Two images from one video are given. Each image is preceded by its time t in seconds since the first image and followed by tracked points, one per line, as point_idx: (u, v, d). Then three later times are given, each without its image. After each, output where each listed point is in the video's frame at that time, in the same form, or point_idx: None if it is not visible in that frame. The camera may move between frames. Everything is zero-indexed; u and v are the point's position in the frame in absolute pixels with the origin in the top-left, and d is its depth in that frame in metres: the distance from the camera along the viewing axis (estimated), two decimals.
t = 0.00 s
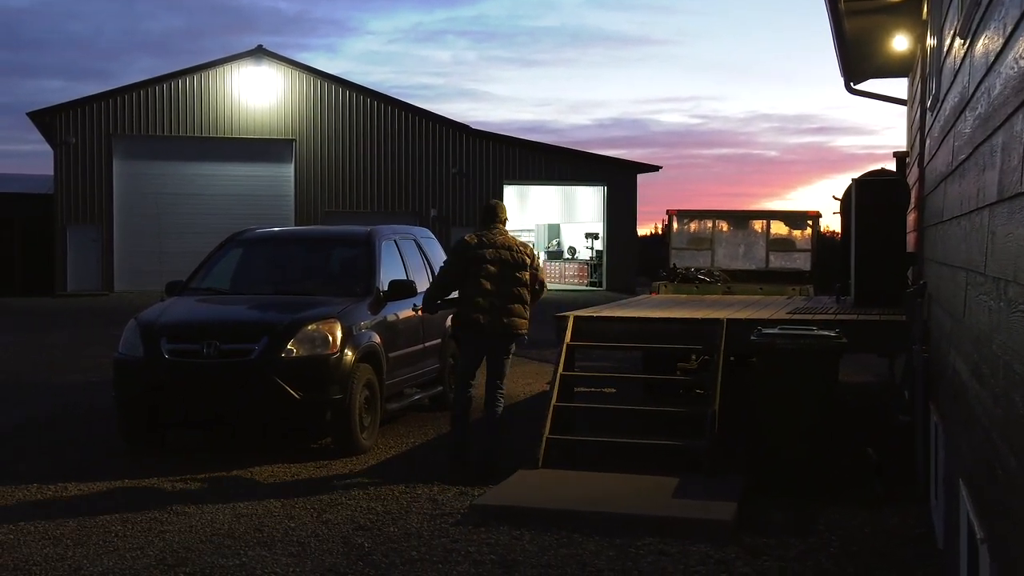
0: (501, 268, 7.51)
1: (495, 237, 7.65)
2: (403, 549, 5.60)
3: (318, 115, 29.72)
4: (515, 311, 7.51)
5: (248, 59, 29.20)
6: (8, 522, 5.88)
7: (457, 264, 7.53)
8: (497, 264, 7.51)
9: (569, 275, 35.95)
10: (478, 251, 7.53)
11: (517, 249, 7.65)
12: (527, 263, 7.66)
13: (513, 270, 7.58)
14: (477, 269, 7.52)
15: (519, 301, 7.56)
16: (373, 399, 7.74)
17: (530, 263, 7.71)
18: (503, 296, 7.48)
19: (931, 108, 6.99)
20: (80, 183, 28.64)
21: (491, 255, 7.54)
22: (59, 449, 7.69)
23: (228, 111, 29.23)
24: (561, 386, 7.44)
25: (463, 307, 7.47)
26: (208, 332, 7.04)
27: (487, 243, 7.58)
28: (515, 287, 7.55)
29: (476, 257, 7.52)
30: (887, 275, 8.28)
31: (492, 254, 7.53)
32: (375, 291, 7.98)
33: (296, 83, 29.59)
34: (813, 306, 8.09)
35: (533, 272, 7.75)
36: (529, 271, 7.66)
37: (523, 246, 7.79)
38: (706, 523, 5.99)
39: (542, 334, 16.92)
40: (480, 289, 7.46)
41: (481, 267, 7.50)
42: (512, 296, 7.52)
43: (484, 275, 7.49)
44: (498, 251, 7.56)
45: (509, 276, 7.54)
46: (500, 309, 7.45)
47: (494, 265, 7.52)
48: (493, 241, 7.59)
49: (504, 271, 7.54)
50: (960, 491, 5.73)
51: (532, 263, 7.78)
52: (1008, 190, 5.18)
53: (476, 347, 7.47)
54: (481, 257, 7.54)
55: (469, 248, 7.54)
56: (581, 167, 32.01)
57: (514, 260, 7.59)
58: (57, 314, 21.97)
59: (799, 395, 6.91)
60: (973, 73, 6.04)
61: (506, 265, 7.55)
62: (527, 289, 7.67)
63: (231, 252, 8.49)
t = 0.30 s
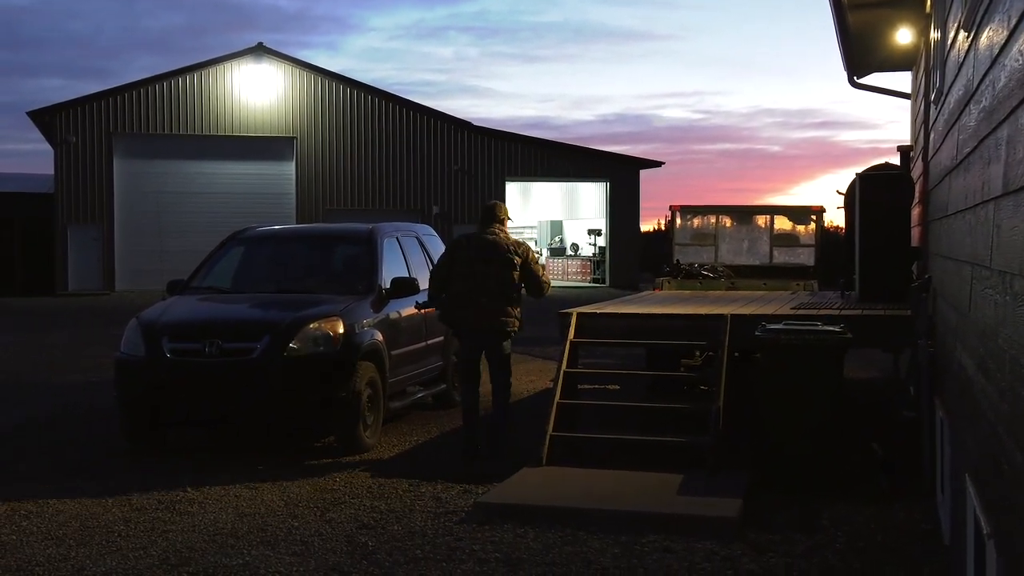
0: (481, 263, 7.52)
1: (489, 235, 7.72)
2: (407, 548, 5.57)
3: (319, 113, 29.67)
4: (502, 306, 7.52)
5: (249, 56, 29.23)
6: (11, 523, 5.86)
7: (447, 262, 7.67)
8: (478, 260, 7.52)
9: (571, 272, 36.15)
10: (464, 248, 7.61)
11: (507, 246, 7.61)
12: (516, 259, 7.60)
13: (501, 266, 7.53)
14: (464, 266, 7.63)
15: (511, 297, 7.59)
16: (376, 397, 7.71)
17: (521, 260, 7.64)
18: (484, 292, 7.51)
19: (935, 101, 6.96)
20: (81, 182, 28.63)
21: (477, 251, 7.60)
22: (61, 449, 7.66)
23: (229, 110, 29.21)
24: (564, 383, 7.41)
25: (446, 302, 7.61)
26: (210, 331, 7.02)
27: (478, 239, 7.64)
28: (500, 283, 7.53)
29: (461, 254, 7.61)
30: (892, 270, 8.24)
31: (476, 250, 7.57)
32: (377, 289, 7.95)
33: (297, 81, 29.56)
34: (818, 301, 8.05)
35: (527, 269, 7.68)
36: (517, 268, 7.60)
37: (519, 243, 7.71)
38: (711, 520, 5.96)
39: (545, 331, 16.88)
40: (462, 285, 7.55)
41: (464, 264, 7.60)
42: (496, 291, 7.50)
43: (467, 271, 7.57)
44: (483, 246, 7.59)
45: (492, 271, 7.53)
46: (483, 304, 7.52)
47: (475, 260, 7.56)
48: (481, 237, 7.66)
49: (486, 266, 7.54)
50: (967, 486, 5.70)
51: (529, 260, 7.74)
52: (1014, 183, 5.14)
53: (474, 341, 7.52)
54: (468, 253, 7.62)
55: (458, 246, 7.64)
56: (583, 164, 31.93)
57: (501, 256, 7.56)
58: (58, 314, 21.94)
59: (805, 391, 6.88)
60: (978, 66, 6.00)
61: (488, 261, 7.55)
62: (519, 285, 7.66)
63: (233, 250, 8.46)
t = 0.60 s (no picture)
0: (487, 260, 7.69)
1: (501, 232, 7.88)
2: (413, 548, 5.55)
3: (319, 112, 29.65)
4: (508, 301, 7.71)
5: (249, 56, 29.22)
6: (15, 527, 5.85)
7: (456, 257, 7.85)
8: (486, 257, 7.71)
9: (574, 270, 36.00)
10: (471, 245, 7.78)
11: (515, 243, 7.78)
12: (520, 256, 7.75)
13: (508, 263, 7.72)
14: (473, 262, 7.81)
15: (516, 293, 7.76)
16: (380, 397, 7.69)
17: (526, 257, 7.81)
18: (490, 288, 7.70)
19: (938, 95, 6.93)
20: (82, 184, 28.62)
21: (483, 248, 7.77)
22: (65, 452, 7.65)
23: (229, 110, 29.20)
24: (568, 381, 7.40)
25: (453, 296, 7.80)
26: (212, 333, 7.00)
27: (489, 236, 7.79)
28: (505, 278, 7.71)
29: (469, 250, 7.79)
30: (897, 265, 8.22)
31: (483, 246, 7.73)
32: (380, 289, 7.93)
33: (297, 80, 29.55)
34: (822, 296, 8.03)
35: (533, 265, 7.86)
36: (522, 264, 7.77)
37: (528, 240, 7.88)
38: (717, 517, 5.94)
39: (549, 330, 16.85)
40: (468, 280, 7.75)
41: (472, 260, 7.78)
42: (501, 287, 7.69)
43: (475, 268, 7.76)
44: (490, 242, 7.75)
45: (497, 267, 7.71)
46: (491, 300, 7.74)
47: (481, 257, 7.74)
48: (491, 234, 7.82)
49: (492, 262, 7.73)
50: (973, 481, 5.67)
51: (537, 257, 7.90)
52: (1018, 176, 5.12)
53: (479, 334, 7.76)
54: (476, 249, 7.79)
55: (466, 243, 7.81)
56: (585, 161, 31.89)
57: (507, 251, 7.73)
58: (59, 317, 21.89)
59: (810, 387, 6.86)
60: (980, 59, 5.97)
61: (494, 256, 7.73)
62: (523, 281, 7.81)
63: (234, 251, 8.44)
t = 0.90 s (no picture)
0: (504, 256, 7.81)
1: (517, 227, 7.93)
2: (421, 548, 5.53)
3: (323, 113, 29.64)
4: (524, 296, 7.81)
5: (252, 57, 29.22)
6: (24, 530, 5.83)
7: (474, 250, 7.98)
8: (501, 252, 7.81)
9: (581, 267, 36.15)
10: (488, 240, 7.90)
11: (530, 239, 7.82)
12: (534, 252, 7.77)
13: (524, 258, 7.78)
14: (489, 256, 7.94)
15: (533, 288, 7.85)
16: (387, 398, 7.67)
17: (541, 253, 7.80)
18: (505, 283, 7.82)
19: (946, 88, 6.88)
20: (86, 187, 28.64)
21: (499, 243, 7.88)
22: (72, 455, 7.64)
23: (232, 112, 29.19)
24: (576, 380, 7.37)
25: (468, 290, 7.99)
26: (218, 334, 6.98)
27: (505, 232, 7.88)
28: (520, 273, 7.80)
29: (486, 245, 7.91)
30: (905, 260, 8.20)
31: (498, 241, 7.84)
32: (386, 288, 7.91)
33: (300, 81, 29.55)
34: (830, 292, 7.99)
35: (547, 262, 7.83)
36: (536, 260, 7.78)
37: (543, 236, 7.86)
38: (726, 515, 5.91)
39: (557, 328, 16.83)
40: (485, 276, 7.89)
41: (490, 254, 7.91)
42: (516, 283, 7.78)
43: (491, 262, 7.90)
44: (506, 238, 7.85)
45: (513, 262, 7.82)
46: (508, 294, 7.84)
47: (497, 252, 7.86)
48: (508, 229, 7.90)
49: (509, 258, 7.83)
50: (984, 476, 5.64)
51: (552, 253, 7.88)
52: None
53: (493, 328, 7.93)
54: (493, 243, 7.91)
55: (484, 237, 7.94)
56: (590, 159, 31.85)
57: (522, 247, 7.78)
58: (64, 321, 21.88)
59: (819, 383, 6.82)
60: (988, 52, 5.92)
61: (510, 252, 7.82)
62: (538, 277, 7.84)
63: (239, 252, 8.42)
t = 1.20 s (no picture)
0: (504, 252, 7.84)
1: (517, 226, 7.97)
2: (431, 549, 5.51)
3: (326, 111, 29.61)
4: (528, 293, 7.79)
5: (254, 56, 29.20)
6: (33, 534, 5.83)
7: (477, 250, 8.00)
8: (503, 249, 7.83)
9: (587, 264, 36.13)
10: (490, 238, 7.92)
11: (531, 236, 7.84)
12: (535, 247, 7.78)
13: (525, 254, 7.80)
14: (491, 254, 7.96)
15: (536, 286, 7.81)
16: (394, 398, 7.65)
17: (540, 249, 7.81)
18: (508, 280, 7.80)
19: (952, 81, 6.84)
20: (91, 189, 28.68)
21: (501, 241, 7.91)
22: (80, 459, 7.64)
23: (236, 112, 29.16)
24: (584, 378, 7.35)
25: (470, 288, 7.98)
26: (224, 336, 6.97)
27: (506, 229, 7.92)
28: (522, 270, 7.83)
29: (488, 243, 7.93)
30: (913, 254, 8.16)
31: (500, 238, 7.85)
32: (392, 288, 7.89)
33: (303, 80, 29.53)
34: (838, 287, 7.96)
35: (547, 258, 7.81)
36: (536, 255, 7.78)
37: (543, 233, 7.89)
38: (736, 512, 5.88)
39: (564, 326, 16.81)
40: (488, 272, 7.88)
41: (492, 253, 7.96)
42: (519, 280, 7.77)
43: (493, 259, 7.90)
44: (508, 235, 7.86)
45: (515, 260, 7.83)
46: (513, 292, 7.82)
47: (499, 249, 7.87)
48: (509, 228, 7.93)
49: (511, 255, 7.84)
50: (995, 471, 5.60)
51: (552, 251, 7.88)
52: None
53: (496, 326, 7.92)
54: (495, 242, 7.93)
55: (486, 236, 7.97)
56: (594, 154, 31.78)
57: (523, 243, 7.80)
58: (69, 323, 21.88)
59: (828, 379, 6.79)
60: (994, 44, 5.88)
61: (512, 249, 7.84)
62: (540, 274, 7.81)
63: (244, 254, 8.40)
